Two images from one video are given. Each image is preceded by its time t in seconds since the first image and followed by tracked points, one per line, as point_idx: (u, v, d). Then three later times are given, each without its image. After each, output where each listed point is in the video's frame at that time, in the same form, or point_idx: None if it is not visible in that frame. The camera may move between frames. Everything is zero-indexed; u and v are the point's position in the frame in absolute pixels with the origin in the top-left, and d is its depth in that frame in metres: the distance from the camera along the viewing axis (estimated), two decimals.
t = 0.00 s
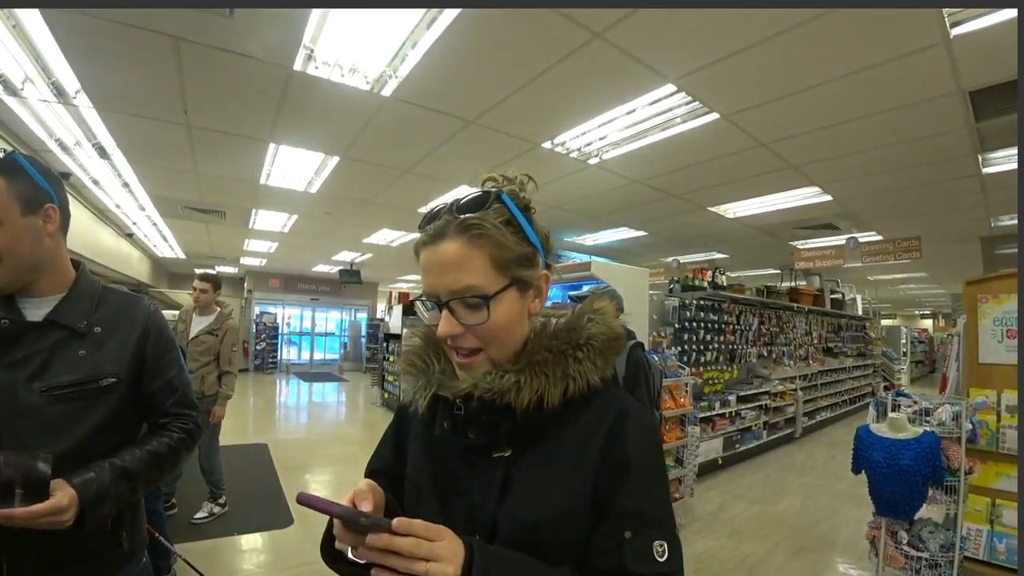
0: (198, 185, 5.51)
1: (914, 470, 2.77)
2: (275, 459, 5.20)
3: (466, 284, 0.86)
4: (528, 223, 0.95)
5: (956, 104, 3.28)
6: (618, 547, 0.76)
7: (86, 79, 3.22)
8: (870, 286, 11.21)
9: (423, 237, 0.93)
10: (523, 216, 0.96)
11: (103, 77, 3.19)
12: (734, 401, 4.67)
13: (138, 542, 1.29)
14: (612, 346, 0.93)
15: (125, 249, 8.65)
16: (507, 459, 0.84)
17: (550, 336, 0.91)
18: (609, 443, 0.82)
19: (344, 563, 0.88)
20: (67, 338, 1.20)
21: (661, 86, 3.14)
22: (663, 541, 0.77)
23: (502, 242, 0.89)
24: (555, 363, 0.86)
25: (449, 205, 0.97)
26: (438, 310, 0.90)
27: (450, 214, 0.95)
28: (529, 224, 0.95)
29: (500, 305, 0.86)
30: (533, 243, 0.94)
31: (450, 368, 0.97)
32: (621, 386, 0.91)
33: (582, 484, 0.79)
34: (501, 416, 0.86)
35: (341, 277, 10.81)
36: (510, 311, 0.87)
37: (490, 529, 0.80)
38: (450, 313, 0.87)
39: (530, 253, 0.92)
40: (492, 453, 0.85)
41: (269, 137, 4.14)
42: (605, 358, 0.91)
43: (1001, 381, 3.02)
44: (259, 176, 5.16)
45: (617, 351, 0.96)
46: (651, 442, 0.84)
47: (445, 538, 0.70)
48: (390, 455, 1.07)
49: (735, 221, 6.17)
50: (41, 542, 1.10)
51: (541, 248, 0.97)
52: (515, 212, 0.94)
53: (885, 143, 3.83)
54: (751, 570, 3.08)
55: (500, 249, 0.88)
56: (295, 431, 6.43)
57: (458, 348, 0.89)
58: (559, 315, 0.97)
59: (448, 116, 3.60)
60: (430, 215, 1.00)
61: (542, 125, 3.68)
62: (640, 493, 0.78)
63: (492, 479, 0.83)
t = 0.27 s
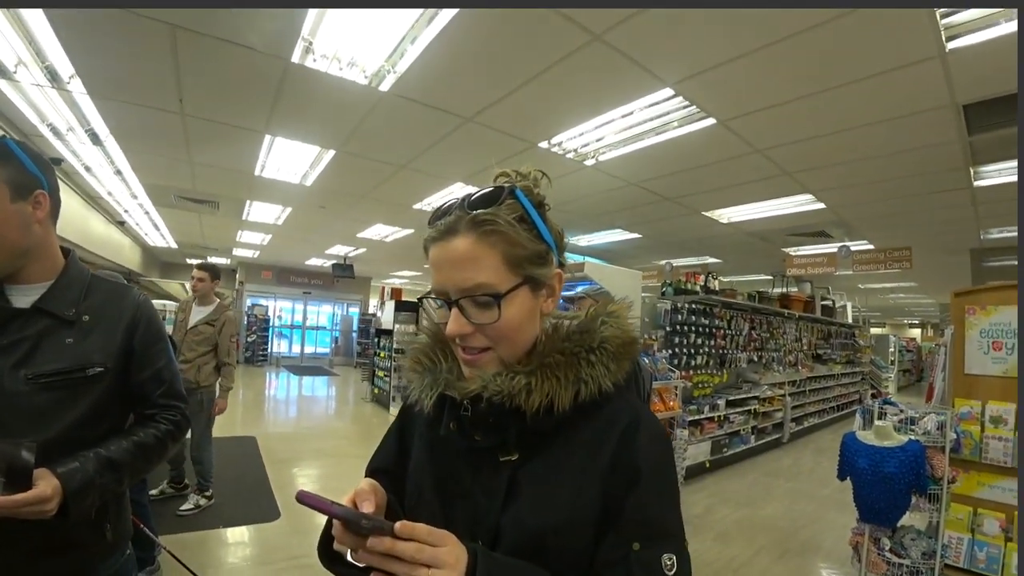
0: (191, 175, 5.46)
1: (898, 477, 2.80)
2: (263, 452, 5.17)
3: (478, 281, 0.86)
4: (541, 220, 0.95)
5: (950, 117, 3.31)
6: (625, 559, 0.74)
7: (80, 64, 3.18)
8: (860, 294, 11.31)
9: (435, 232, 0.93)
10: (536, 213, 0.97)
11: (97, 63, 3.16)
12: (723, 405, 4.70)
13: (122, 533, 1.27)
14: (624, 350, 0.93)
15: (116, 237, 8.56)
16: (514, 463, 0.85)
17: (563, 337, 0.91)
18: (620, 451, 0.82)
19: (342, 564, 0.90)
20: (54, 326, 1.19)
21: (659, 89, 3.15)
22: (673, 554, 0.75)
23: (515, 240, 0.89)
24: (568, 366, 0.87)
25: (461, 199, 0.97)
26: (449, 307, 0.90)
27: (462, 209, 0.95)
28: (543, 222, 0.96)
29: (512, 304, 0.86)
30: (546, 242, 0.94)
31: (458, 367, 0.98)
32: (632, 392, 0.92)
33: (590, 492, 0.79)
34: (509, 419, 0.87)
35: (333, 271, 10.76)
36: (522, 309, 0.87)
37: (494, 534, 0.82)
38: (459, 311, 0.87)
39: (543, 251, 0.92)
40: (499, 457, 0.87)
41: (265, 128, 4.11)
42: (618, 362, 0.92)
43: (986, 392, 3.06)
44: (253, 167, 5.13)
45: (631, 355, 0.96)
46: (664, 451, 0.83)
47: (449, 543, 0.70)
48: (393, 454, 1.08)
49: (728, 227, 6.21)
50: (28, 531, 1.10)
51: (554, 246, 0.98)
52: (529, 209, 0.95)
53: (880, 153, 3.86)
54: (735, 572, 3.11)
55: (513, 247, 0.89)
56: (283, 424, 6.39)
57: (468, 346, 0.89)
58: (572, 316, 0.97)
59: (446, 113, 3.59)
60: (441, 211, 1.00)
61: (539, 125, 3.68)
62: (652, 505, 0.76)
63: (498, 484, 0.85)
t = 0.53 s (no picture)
0: (186, 158, 5.41)
1: (874, 496, 2.83)
2: (244, 441, 5.13)
3: (474, 286, 0.86)
4: (543, 226, 0.95)
5: (944, 142, 3.35)
6: None
7: (76, 40, 3.13)
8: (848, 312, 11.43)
9: (433, 232, 0.92)
10: (539, 218, 0.96)
11: (94, 40, 3.12)
12: (706, 416, 4.73)
13: (92, 518, 1.26)
14: (620, 365, 0.94)
15: (106, 216, 8.46)
16: (501, 474, 0.85)
17: (557, 347, 0.92)
18: (609, 469, 0.82)
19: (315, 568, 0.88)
20: (32, 305, 1.17)
21: (659, 99, 3.17)
22: None
23: (514, 245, 0.89)
24: (561, 378, 0.87)
25: (464, 199, 0.97)
26: (444, 310, 0.90)
27: (464, 209, 0.95)
28: (545, 227, 0.96)
29: (508, 311, 0.87)
30: (546, 248, 0.94)
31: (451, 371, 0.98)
32: (625, 407, 0.92)
33: (576, 509, 0.79)
34: (499, 429, 0.87)
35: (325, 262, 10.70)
36: (517, 317, 0.88)
37: (474, 547, 0.82)
38: (454, 315, 0.88)
39: (543, 258, 0.92)
40: (486, 466, 0.87)
41: (262, 115, 4.07)
42: (613, 376, 0.92)
43: (964, 416, 3.09)
44: (249, 153, 5.08)
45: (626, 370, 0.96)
46: (654, 471, 0.82)
47: (427, 555, 0.70)
48: (377, 456, 1.08)
49: (721, 238, 6.25)
50: None
51: (554, 253, 0.97)
52: (531, 214, 0.94)
53: (873, 174, 3.90)
54: None
55: (512, 253, 0.89)
56: (266, 413, 6.35)
57: (461, 351, 0.89)
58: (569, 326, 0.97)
59: (444, 110, 3.58)
60: (441, 210, 1.00)
61: (538, 127, 3.68)
62: (640, 526, 0.77)
63: (483, 494, 0.85)
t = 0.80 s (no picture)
0: (170, 137, 5.30)
1: (840, 510, 2.89)
2: (216, 428, 5.05)
3: (443, 284, 0.84)
4: (518, 226, 0.92)
5: (925, 167, 3.43)
6: None
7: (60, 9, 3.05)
8: (826, 328, 11.64)
9: (404, 226, 0.90)
10: (515, 218, 0.94)
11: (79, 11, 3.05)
12: (681, 424, 4.77)
13: (48, 501, 1.22)
14: (591, 373, 0.91)
15: (86, 192, 8.26)
16: (462, 477, 0.83)
17: (527, 352, 0.90)
18: (573, 477, 0.80)
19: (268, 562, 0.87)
20: None
21: (650, 107, 3.18)
22: None
23: (485, 244, 0.87)
24: (527, 384, 0.85)
25: (439, 195, 0.95)
26: (411, 307, 0.88)
27: (438, 206, 0.93)
28: (520, 228, 0.93)
29: (475, 314, 0.85)
30: (520, 249, 0.92)
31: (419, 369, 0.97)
32: (595, 416, 0.90)
33: (536, 517, 0.77)
34: (462, 431, 0.86)
35: (309, 251, 10.59)
36: (485, 319, 0.86)
37: (430, 552, 0.79)
38: (421, 313, 0.86)
39: (515, 259, 0.90)
40: (446, 468, 0.85)
41: (250, 99, 4.01)
42: (583, 384, 0.90)
43: (931, 434, 3.14)
44: (236, 137, 5.01)
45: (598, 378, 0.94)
46: (619, 482, 0.80)
47: (377, 557, 0.68)
48: (343, 451, 1.08)
49: (706, 250, 6.31)
50: None
51: (529, 254, 0.95)
52: (506, 212, 0.92)
53: (855, 194, 3.97)
54: None
55: (483, 253, 0.86)
56: (241, 402, 6.25)
57: (427, 351, 0.88)
58: (541, 330, 0.95)
59: (435, 105, 3.56)
60: (417, 205, 0.98)
61: (528, 129, 3.68)
62: (599, 538, 0.74)
63: (442, 497, 0.82)
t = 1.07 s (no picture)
0: (146, 122, 5.16)
1: (808, 514, 2.94)
2: (184, 421, 4.94)
3: (405, 278, 0.81)
4: (486, 220, 0.90)
5: (898, 181, 3.51)
6: None
7: None
8: (800, 336, 11.89)
9: (368, 217, 0.88)
10: (484, 212, 0.91)
11: None
12: (655, 427, 4.82)
13: None
14: (561, 375, 0.87)
15: (57, 175, 8.00)
16: (424, 477, 0.80)
17: (494, 351, 0.87)
18: (537, 481, 0.76)
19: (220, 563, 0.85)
20: None
21: (633, 110, 3.20)
22: None
23: (451, 238, 0.85)
24: (491, 384, 0.82)
25: (407, 188, 0.93)
26: (375, 302, 0.86)
27: (405, 199, 0.91)
28: (488, 222, 0.91)
29: (439, 309, 0.82)
30: (488, 244, 0.89)
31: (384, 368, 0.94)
32: (565, 420, 0.85)
33: (499, 522, 0.73)
34: (423, 432, 0.82)
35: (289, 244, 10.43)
36: (449, 315, 0.82)
37: (388, 555, 0.76)
38: (383, 308, 0.83)
39: (483, 254, 0.87)
40: (407, 469, 0.82)
41: (230, 86, 3.93)
42: (552, 386, 0.86)
43: (897, 441, 3.25)
44: (215, 124, 4.90)
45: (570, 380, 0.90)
46: (589, 488, 0.75)
47: (327, 559, 0.66)
48: (308, 449, 1.06)
49: (685, 254, 6.38)
50: None
51: (498, 250, 0.92)
52: (474, 206, 0.89)
53: (830, 204, 4.06)
54: None
55: (448, 246, 0.84)
56: (214, 395, 6.13)
57: (390, 348, 0.85)
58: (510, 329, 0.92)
59: (418, 100, 3.54)
60: (386, 197, 0.95)
61: (511, 127, 3.67)
62: (562, 547, 0.69)
63: (403, 497, 0.80)
